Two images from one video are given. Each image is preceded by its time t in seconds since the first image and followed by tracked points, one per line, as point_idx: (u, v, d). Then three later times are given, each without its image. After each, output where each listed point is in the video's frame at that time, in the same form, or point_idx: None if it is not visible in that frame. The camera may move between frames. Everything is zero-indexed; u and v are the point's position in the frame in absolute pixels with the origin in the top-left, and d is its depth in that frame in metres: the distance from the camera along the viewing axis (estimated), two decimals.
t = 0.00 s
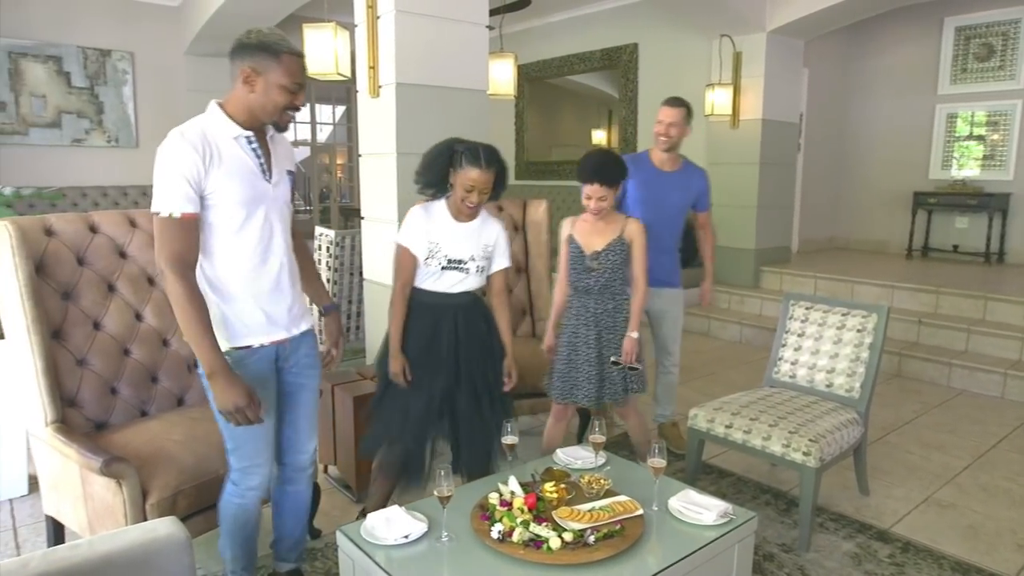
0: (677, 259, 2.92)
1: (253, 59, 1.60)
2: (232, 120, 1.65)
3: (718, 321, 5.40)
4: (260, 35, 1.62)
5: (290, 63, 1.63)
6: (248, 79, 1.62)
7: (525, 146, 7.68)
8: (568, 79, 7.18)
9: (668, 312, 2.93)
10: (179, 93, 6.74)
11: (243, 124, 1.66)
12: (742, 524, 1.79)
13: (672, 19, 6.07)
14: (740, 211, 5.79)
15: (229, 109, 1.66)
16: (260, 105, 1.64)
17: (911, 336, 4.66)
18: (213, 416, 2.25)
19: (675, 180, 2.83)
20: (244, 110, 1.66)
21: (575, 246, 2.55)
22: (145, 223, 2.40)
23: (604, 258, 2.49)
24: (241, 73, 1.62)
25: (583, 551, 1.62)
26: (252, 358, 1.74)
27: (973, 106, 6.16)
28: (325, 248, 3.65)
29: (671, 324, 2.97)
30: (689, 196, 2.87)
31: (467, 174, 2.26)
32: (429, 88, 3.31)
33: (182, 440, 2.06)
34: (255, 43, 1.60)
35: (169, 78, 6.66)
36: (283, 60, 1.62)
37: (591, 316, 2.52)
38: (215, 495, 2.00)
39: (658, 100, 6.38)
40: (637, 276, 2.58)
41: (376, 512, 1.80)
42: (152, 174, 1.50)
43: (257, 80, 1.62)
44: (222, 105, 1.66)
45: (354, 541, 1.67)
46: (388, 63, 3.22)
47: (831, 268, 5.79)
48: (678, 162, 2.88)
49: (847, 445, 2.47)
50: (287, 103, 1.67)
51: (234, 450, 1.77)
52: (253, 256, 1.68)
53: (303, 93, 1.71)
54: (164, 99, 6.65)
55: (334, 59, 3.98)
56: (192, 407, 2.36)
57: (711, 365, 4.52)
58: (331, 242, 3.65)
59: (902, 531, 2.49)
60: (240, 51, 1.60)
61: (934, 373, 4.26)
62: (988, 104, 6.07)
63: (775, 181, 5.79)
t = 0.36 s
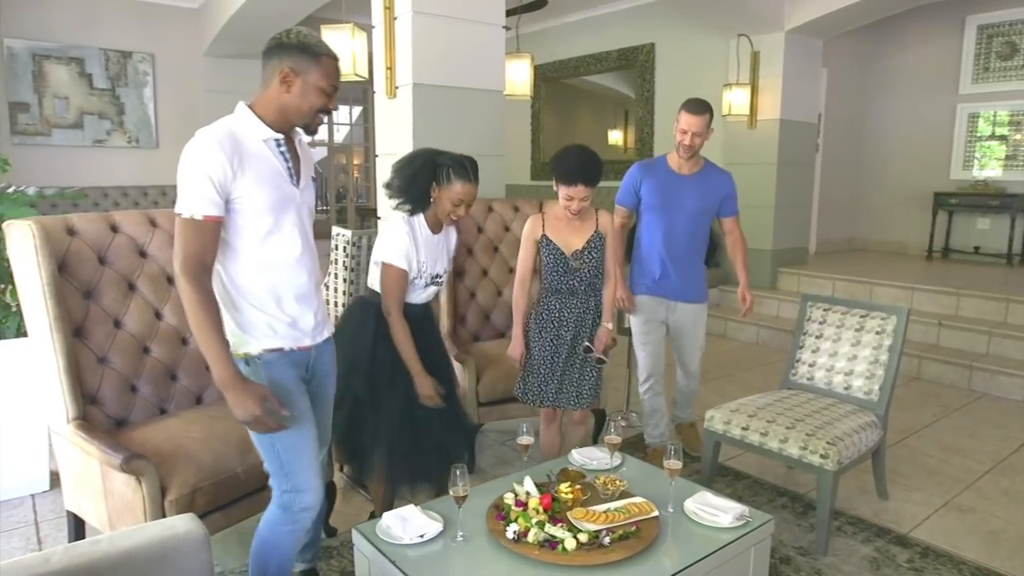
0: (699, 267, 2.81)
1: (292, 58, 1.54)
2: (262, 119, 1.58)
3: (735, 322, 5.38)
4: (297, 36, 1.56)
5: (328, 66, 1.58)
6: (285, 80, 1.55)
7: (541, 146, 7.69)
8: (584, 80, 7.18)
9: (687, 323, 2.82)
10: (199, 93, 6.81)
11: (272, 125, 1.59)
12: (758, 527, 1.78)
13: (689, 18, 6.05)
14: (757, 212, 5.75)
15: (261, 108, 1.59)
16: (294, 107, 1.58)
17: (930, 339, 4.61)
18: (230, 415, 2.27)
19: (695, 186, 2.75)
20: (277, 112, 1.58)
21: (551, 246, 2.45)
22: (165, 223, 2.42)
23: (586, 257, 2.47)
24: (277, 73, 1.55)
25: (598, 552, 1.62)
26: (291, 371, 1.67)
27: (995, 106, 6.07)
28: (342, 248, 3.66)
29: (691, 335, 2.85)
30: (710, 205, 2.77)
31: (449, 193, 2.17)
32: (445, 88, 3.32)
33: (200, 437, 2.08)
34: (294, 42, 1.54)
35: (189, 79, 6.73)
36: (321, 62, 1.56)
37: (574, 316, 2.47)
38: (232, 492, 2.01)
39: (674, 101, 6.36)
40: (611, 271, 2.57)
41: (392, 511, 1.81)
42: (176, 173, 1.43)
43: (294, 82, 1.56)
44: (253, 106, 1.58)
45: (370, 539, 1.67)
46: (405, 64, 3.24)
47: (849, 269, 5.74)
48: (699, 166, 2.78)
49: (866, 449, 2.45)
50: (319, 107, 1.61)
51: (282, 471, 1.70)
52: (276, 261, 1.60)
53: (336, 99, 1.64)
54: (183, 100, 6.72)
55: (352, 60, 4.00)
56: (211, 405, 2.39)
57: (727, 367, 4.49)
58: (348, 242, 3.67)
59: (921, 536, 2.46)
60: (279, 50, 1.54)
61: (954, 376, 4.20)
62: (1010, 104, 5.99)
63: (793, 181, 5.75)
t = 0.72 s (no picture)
0: (707, 269, 2.75)
1: (326, 69, 1.46)
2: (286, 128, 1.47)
3: (745, 324, 5.36)
4: (329, 44, 1.47)
5: (361, 82, 1.51)
6: (315, 90, 1.47)
7: (550, 147, 7.69)
8: (593, 80, 7.17)
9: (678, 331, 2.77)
10: (210, 95, 6.85)
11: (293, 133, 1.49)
12: (768, 529, 1.77)
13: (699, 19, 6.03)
14: (768, 213, 5.73)
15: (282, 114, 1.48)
16: (320, 118, 1.50)
17: (943, 340, 4.58)
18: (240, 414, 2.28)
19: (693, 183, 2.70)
20: (297, 121, 1.49)
21: (559, 254, 2.46)
22: (177, 224, 2.44)
23: (594, 263, 2.50)
24: (307, 82, 1.47)
25: (607, 553, 1.62)
26: (291, 391, 1.58)
27: (1009, 105, 6.03)
28: (353, 248, 3.68)
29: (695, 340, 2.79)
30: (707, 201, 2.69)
31: (462, 220, 2.19)
32: (454, 89, 3.32)
33: (211, 437, 2.09)
34: (331, 52, 1.46)
35: (200, 80, 6.77)
36: (356, 78, 1.49)
37: (576, 322, 2.50)
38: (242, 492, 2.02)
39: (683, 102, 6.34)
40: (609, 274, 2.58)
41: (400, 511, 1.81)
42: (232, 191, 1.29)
43: (325, 94, 1.48)
44: (277, 111, 1.48)
45: (379, 539, 1.68)
46: (415, 65, 3.24)
47: (860, 270, 5.70)
48: (701, 161, 2.71)
49: (877, 451, 2.44)
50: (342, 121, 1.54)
51: (274, 495, 1.59)
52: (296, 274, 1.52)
53: (359, 116, 1.58)
54: (194, 100, 6.76)
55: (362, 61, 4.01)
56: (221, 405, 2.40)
57: (737, 368, 4.48)
58: (358, 242, 3.68)
59: (932, 539, 2.44)
60: (316, 58, 1.46)
61: (966, 378, 4.17)
62: None
63: (804, 182, 5.72)
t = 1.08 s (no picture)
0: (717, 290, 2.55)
1: (365, 86, 1.30)
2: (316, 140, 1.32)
3: (745, 324, 5.36)
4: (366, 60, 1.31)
5: (397, 100, 1.36)
6: (350, 107, 1.31)
7: (551, 147, 7.70)
8: (594, 80, 7.18)
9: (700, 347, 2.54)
10: (211, 95, 6.86)
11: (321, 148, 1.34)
12: (768, 529, 1.77)
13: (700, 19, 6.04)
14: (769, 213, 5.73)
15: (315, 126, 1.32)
16: (353, 136, 1.35)
17: (943, 340, 4.58)
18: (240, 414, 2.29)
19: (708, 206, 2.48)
20: (327, 139, 1.34)
21: (566, 301, 2.42)
22: (177, 223, 2.44)
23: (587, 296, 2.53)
24: (343, 96, 1.31)
25: (607, 553, 1.62)
26: (280, 397, 1.48)
27: (1009, 105, 6.03)
28: (353, 248, 3.68)
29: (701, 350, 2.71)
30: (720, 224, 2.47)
31: (466, 265, 2.05)
32: (455, 89, 3.33)
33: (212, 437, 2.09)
34: (368, 68, 1.30)
35: (202, 80, 6.78)
36: (393, 95, 1.34)
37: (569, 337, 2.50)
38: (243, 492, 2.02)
39: (684, 103, 6.35)
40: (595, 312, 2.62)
41: (401, 511, 1.81)
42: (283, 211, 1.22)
43: (360, 112, 1.33)
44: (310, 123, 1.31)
45: (378, 539, 1.68)
46: (416, 64, 3.25)
47: (861, 271, 5.70)
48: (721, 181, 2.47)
49: (878, 450, 2.44)
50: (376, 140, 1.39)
51: (263, 503, 1.48)
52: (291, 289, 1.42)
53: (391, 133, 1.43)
54: (195, 101, 6.77)
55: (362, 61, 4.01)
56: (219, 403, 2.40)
57: (737, 369, 4.48)
58: (358, 242, 3.68)
59: (933, 539, 2.44)
60: (352, 72, 1.30)
61: (967, 378, 4.17)
62: None
63: (805, 182, 5.72)
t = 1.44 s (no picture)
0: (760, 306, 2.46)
1: (399, 114, 1.30)
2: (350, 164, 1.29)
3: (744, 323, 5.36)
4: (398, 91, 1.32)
5: (428, 131, 1.36)
6: (383, 132, 1.30)
7: (550, 146, 7.70)
8: (593, 79, 7.17)
9: (733, 352, 2.45)
10: (210, 93, 6.85)
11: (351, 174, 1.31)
12: (767, 528, 1.77)
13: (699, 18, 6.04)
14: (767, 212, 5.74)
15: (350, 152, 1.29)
16: (382, 164, 1.32)
17: (941, 339, 4.58)
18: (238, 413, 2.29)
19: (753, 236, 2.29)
20: (357, 163, 1.31)
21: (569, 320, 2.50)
22: (176, 223, 2.44)
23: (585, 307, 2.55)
24: (378, 123, 1.30)
25: (606, 551, 1.62)
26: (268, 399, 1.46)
27: (1008, 104, 6.03)
28: (352, 246, 3.68)
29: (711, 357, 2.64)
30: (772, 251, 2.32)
31: (449, 236, 2.05)
32: (454, 88, 3.32)
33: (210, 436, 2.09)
34: (405, 95, 1.30)
35: (200, 79, 6.78)
36: (425, 125, 1.34)
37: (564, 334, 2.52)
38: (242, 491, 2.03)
39: (683, 101, 6.34)
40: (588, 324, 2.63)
41: (400, 510, 1.81)
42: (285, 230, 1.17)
43: (393, 138, 1.31)
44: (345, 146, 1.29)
45: (377, 538, 1.68)
46: (415, 63, 3.24)
47: (860, 269, 5.70)
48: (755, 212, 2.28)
49: (877, 449, 2.44)
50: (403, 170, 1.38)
51: (250, 505, 1.47)
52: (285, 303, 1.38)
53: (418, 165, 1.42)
54: (193, 100, 6.76)
55: (361, 60, 4.01)
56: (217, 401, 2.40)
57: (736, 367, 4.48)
58: (357, 241, 3.67)
59: (931, 538, 2.44)
60: (388, 99, 1.30)
61: (965, 377, 4.17)
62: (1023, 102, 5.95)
63: (803, 181, 5.72)
